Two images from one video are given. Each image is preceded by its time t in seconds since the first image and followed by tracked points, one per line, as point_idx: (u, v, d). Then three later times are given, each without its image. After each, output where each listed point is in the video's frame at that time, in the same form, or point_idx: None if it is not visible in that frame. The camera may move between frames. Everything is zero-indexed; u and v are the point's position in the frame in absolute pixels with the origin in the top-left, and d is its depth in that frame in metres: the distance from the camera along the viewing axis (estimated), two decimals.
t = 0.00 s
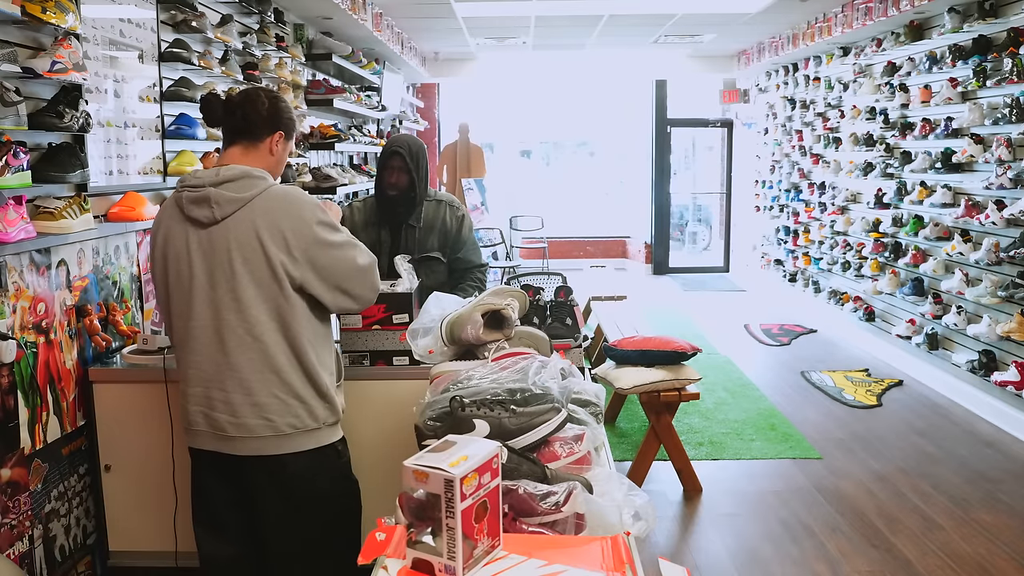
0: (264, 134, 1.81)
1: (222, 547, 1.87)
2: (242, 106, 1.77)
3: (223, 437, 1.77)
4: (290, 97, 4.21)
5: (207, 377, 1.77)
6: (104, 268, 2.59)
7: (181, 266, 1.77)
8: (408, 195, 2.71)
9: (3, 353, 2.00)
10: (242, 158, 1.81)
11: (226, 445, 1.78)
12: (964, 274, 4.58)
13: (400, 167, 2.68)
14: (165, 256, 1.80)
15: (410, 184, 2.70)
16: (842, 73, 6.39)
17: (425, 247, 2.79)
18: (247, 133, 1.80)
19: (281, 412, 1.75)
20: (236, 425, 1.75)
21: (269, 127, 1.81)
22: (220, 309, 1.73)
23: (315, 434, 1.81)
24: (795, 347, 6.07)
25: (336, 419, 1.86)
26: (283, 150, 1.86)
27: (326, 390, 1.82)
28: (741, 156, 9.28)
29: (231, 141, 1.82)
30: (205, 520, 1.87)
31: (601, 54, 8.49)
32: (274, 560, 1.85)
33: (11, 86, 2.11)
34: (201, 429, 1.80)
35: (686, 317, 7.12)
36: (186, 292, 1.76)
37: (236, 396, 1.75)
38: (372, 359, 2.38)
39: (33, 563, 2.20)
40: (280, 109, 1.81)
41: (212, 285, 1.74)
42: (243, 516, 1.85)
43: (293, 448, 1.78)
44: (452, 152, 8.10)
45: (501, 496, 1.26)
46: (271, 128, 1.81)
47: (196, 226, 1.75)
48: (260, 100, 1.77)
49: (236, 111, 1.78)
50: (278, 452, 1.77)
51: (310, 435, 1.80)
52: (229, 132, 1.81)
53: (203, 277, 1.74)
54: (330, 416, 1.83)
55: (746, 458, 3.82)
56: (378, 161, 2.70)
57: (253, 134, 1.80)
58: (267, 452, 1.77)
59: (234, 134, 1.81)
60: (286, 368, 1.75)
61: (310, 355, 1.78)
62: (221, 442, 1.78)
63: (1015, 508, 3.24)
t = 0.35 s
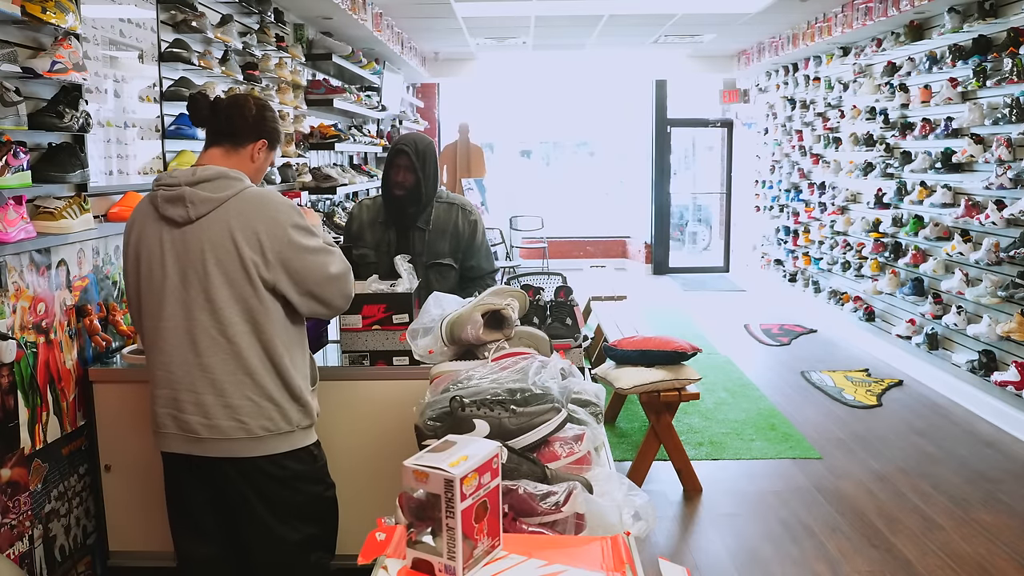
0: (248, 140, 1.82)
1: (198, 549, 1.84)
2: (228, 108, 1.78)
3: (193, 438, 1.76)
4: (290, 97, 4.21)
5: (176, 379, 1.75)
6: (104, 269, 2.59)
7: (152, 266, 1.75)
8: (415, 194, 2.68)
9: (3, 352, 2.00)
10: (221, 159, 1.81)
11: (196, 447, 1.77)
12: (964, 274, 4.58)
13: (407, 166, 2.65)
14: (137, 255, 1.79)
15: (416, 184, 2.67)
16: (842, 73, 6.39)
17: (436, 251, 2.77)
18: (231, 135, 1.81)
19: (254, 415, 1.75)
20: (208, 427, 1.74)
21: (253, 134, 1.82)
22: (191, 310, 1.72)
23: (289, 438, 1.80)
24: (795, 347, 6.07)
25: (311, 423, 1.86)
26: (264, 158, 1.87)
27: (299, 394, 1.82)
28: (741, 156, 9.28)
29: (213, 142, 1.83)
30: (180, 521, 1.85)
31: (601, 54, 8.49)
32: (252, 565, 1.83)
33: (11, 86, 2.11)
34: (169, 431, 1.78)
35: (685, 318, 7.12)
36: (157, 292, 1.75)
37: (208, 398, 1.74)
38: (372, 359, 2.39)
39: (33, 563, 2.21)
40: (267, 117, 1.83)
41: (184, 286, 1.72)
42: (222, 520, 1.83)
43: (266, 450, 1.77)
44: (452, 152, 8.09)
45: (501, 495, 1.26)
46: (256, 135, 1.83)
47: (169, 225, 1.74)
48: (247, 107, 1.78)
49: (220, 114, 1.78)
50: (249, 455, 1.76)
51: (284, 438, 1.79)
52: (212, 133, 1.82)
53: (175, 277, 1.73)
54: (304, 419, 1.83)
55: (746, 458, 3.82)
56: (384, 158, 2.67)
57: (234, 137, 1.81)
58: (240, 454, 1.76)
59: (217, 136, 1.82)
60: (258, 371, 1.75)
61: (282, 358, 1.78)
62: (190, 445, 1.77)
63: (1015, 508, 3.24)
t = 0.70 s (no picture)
0: (239, 140, 1.83)
1: (187, 551, 1.83)
2: (220, 109, 1.78)
3: (183, 437, 1.76)
4: (290, 97, 4.20)
5: (165, 376, 1.75)
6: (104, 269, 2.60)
7: (141, 263, 1.75)
8: (416, 195, 2.67)
9: (3, 353, 2.00)
10: (212, 158, 1.81)
11: (185, 447, 1.76)
12: (964, 274, 4.58)
13: (406, 167, 2.63)
14: (126, 252, 1.78)
15: (418, 183, 2.65)
16: (842, 74, 6.39)
17: (442, 252, 2.76)
18: (222, 135, 1.81)
19: (245, 413, 1.75)
20: (198, 425, 1.74)
21: (245, 134, 1.82)
22: (182, 308, 1.72)
23: (279, 436, 1.80)
24: (795, 347, 6.07)
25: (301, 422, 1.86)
26: (254, 160, 1.88)
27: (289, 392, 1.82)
28: (740, 156, 9.28)
29: (204, 141, 1.82)
30: (169, 523, 1.84)
31: (601, 54, 8.49)
32: (244, 565, 1.83)
33: (11, 86, 2.10)
34: (158, 430, 1.78)
35: (685, 318, 7.12)
36: (146, 289, 1.74)
37: (198, 396, 1.73)
38: (372, 359, 2.39)
39: (33, 563, 2.21)
40: (258, 119, 1.84)
41: (174, 283, 1.72)
42: (211, 520, 1.83)
43: (257, 448, 1.77)
44: (452, 151, 8.09)
45: (501, 495, 1.26)
46: (246, 136, 1.83)
47: (159, 222, 1.74)
48: (238, 107, 1.79)
49: (212, 112, 1.79)
50: (239, 453, 1.76)
51: (276, 436, 1.80)
52: (203, 132, 1.82)
53: (165, 274, 1.72)
54: (294, 418, 1.83)
55: (746, 458, 3.82)
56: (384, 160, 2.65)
57: (225, 136, 1.81)
58: (229, 452, 1.76)
59: (208, 136, 1.82)
60: (249, 368, 1.74)
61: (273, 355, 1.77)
62: (180, 443, 1.77)
63: (1014, 508, 3.24)
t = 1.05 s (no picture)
0: (236, 142, 1.83)
1: (185, 551, 1.83)
2: (220, 110, 1.78)
3: (180, 437, 1.75)
4: (290, 97, 4.20)
5: (161, 377, 1.74)
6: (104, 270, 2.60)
7: (137, 263, 1.74)
8: (408, 198, 2.67)
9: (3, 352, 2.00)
10: (208, 159, 1.81)
11: (183, 447, 1.76)
12: (964, 274, 4.58)
13: (397, 173, 2.62)
14: (121, 252, 1.78)
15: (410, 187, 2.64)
16: (842, 74, 6.39)
17: (437, 250, 2.79)
18: (220, 135, 1.81)
19: (243, 413, 1.75)
20: (196, 426, 1.74)
21: (242, 135, 1.83)
22: (179, 308, 1.72)
23: (276, 437, 1.80)
24: (795, 347, 6.07)
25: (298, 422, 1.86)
26: (251, 162, 1.88)
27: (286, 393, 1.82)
28: (741, 156, 9.28)
29: (201, 142, 1.82)
30: (166, 523, 1.83)
31: (601, 54, 8.49)
32: (241, 564, 1.83)
33: (11, 86, 2.10)
34: (154, 431, 1.77)
35: (685, 318, 7.12)
36: (142, 290, 1.74)
37: (196, 396, 1.73)
38: (372, 359, 2.39)
39: (33, 564, 2.20)
40: (256, 121, 1.84)
41: (171, 283, 1.72)
42: (208, 520, 1.83)
43: (255, 449, 1.77)
44: (452, 151, 8.10)
45: (501, 495, 1.26)
46: (244, 138, 1.84)
47: (156, 222, 1.74)
48: (235, 108, 1.79)
49: (209, 114, 1.79)
50: (237, 453, 1.76)
51: (274, 436, 1.80)
52: (201, 133, 1.82)
53: (162, 274, 1.72)
54: (291, 418, 1.83)
55: (746, 458, 3.82)
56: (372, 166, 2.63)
57: (222, 137, 1.81)
58: (228, 453, 1.76)
59: (205, 137, 1.82)
60: (246, 368, 1.75)
61: (270, 355, 1.78)
62: (176, 444, 1.76)
63: (1014, 508, 3.24)
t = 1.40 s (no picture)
0: (235, 143, 1.83)
1: (185, 552, 1.83)
2: (221, 112, 1.78)
3: (181, 438, 1.75)
4: (290, 97, 4.20)
5: (161, 378, 1.74)
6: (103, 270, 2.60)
7: (136, 264, 1.74)
8: (393, 200, 2.66)
9: (3, 352, 2.00)
10: (209, 160, 1.81)
11: (182, 448, 1.76)
12: (964, 274, 4.58)
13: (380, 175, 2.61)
14: (120, 253, 1.77)
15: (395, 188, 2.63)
16: (842, 74, 6.39)
17: (427, 249, 2.80)
18: (221, 137, 1.81)
19: (243, 414, 1.75)
20: (196, 427, 1.74)
21: (243, 138, 1.83)
22: (180, 309, 1.72)
23: (277, 437, 1.81)
24: (795, 347, 6.07)
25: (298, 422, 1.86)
26: (250, 165, 1.88)
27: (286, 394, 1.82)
28: (741, 156, 9.28)
29: (202, 142, 1.82)
30: (165, 523, 1.83)
31: (600, 54, 8.48)
32: (241, 564, 1.83)
33: (11, 86, 2.10)
34: (153, 432, 1.77)
35: (685, 318, 7.12)
36: (142, 291, 1.74)
37: (196, 398, 1.73)
38: (372, 359, 2.38)
39: (33, 563, 2.20)
40: (257, 124, 1.85)
41: (171, 285, 1.72)
42: (207, 519, 1.83)
43: (255, 449, 1.78)
44: (452, 151, 8.10)
45: (501, 496, 1.26)
46: (245, 141, 1.84)
47: (155, 224, 1.74)
48: (235, 111, 1.79)
49: (208, 116, 1.79)
50: (238, 454, 1.76)
51: (274, 437, 1.80)
52: (201, 134, 1.82)
53: (162, 276, 1.72)
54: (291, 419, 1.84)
55: (746, 458, 3.82)
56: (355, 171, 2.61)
57: (220, 139, 1.81)
58: (228, 453, 1.76)
59: (205, 139, 1.82)
60: (247, 370, 1.75)
61: (270, 357, 1.78)
62: (176, 445, 1.76)
63: (1014, 508, 3.24)
